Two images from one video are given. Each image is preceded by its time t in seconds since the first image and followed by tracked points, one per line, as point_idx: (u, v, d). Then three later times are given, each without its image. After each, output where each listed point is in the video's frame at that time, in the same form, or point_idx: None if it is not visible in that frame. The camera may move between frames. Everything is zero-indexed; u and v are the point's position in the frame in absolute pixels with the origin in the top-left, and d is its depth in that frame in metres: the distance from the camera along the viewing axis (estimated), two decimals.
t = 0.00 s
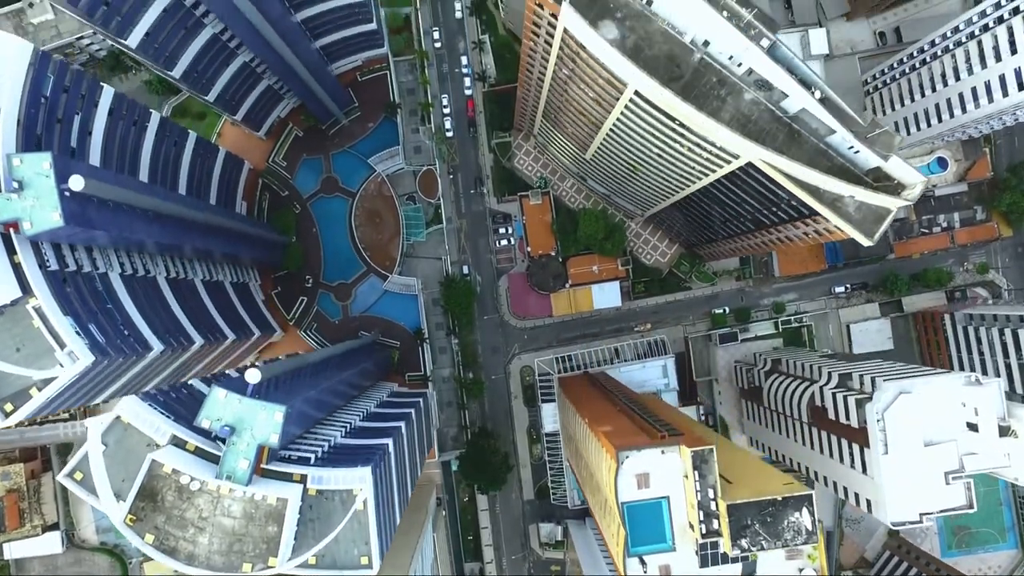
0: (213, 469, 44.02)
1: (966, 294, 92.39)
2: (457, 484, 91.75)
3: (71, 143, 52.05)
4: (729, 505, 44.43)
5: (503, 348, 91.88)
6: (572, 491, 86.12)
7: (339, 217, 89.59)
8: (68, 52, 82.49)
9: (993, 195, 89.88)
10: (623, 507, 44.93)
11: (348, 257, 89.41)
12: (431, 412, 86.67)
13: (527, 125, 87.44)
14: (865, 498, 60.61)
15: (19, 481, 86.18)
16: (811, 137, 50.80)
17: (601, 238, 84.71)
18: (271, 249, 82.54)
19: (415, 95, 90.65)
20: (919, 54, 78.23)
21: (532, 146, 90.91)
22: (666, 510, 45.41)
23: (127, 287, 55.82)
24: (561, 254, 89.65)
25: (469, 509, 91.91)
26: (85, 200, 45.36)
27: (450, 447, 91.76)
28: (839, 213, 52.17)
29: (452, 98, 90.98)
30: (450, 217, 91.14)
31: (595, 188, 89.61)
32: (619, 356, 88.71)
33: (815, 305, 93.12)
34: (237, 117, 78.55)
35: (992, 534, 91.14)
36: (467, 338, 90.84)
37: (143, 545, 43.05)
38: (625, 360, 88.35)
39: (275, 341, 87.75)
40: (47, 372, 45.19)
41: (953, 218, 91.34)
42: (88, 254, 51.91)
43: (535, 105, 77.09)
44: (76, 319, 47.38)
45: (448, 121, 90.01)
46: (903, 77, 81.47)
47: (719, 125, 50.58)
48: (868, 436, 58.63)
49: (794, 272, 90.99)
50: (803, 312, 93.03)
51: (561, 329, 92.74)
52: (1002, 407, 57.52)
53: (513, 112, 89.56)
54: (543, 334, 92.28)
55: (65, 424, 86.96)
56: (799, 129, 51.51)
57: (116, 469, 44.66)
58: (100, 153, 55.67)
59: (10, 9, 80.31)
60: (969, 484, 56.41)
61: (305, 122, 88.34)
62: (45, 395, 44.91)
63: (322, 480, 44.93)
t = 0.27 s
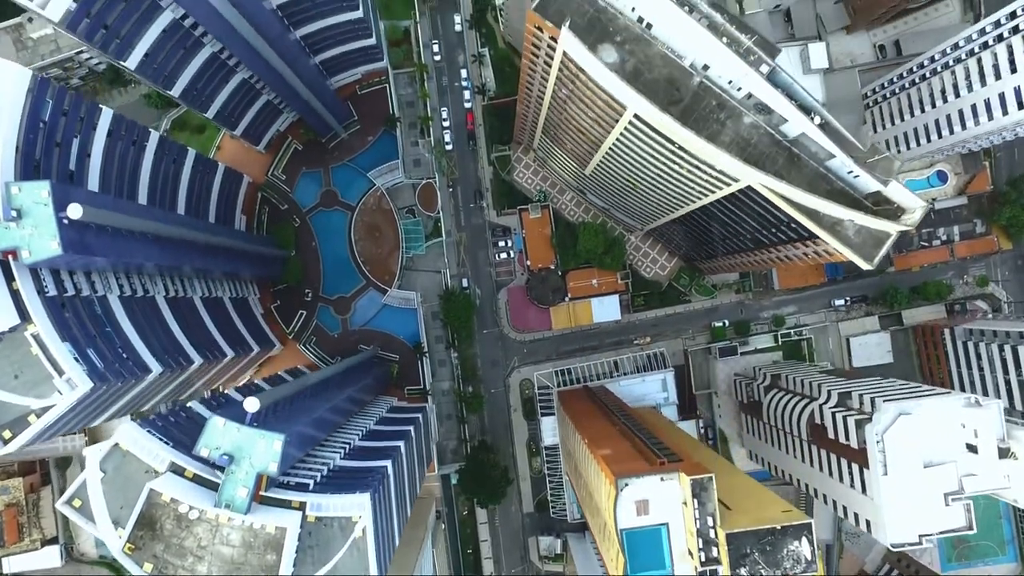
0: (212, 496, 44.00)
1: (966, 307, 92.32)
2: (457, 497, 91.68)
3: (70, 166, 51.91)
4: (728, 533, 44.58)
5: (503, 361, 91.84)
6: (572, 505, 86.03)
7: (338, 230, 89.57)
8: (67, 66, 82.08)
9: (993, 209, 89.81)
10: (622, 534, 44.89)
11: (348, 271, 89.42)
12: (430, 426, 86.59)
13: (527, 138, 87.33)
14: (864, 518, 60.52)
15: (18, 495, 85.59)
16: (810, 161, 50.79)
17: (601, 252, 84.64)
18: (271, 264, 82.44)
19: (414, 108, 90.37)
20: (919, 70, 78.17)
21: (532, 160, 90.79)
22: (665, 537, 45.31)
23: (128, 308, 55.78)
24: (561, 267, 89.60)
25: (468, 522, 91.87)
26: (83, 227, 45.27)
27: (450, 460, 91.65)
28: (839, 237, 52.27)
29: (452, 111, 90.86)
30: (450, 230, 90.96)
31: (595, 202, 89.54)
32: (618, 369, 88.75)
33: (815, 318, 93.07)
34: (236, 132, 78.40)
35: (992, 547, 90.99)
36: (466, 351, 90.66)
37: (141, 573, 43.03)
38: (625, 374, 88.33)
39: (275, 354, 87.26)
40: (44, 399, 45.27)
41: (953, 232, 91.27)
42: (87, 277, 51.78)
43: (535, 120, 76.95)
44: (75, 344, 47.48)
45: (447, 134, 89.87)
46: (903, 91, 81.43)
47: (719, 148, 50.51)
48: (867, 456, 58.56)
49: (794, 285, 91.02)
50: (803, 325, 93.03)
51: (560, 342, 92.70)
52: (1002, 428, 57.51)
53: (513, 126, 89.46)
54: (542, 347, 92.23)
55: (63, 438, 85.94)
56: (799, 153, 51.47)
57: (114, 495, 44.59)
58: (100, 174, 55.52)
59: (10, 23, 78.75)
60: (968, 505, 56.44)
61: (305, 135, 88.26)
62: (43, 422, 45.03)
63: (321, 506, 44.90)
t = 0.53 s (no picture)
0: (211, 521, 43.97)
1: (965, 319, 92.26)
2: (457, 508, 91.54)
3: (68, 187, 51.85)
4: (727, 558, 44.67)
5: (502, 372, 91.79)
6: (572, 517, 85.92)
7: (338, 242, 89.65)
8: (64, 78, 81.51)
9: (993, 220, 89.71)
10: (621, 558, 44.88)
11: (347, 283, 89.56)
12: (430, 438, 86.51)
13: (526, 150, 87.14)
14: (864, 536, 60.43)
15: (17, 507, 84.83)
16: (810, 182, 50.68)
17: (600, 265, 84.56)
18: (270, 276, 82.39)
19: (413, 119, 89.93)
20: (918, 83, 78.18)
21: (531, 171, 90.52)
22: (665, 561, 45.26)
23: (126, 326, 55.66)
24: (560, 279, 89.28)
25: (468, 533, 91.86)
26: (82, 251, 45.20)
27: (449, 472, 91.52)
28: (838, 257, 52.55)
29: (451, 122, 90.73)
30: (449, 241, 90.73)
31: (595, 214, 89.39)
32: (618, 381, 88.73)
33: (815, 329, 93.00)
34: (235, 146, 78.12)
35: (992, 559, 90.88)
36: (465, 362, 90.48)
37: None
38: (625, 385, 88.27)
39: (275, 366, 87.88)
40: (43, 424, 45.56)
41: (953, 243, 91.12)
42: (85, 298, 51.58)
43: (535, 134, 76.74)
44: (74, 367, 47.63)
45: (447, 145, 89.69)
46: (903, 103, 81.27)
47: (718, 169, 50.36)
48: (867, 474, 58.52)
49: (794, 298, 90.85)
50: (802, 336, 92.95)
51: (560, 354, 92.67)
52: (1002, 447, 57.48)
53: (512, 138, 89.27)
54: (542, 358, 92.20)
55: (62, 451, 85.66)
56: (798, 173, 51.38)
57: (114, 518, 44.94)
58: (98, 193, 55.48)
59: (9, 36, 77.75)
60: (968, 524, 56.38)
61: (304, 147, 88.17)
62: (42, 447, 45.26)
63: (321, 530, 44.92)
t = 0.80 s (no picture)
0: (209, 550, 43.94)
1: (965, 332, 92.20)
2: (456, 522, 91.52)
3: (66, 212, 51.91)
4: None
5: (501, 385, 91.76)
6: (571, 531, 85.93)
7: (337, 257, 89.62)
8: (63, 93, 81.09)
9: (993, 234, 89.64)
10: None
11: (346, 297, 89.54)
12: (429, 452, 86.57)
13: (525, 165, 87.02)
14: (864, 557, 60.18)
15: (16, 522, 83.16)
16: (809, 207, 50.64)
17: (600, 280, 84.52)
18: (269, 292, 82.32)
19: (412, 132, 89.99)
20: (916, 99, 78.20)
21: (531, 185, 89.56)
22: None
23: (125, 348, 55.49)
24: (559, 293, 89.51)
25: (467, 547, 91.84)
26: (80, 278, 45.06)
27: (449, 485, 91.47)
28: (838, 282, 52.35)
29: (450, 135, 90.62)
30: (449, 255, 90.58)
31: (595, 228, 89.24)
32: (618, 395, 88.50)
33: (814, 342, 92.87)
34: (234, 162, 77.88)
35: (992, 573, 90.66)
36: (465, 376, 90.35)
37: None
38: (624, 399, 88.15)
39: (275, 380, 88.06)
40: (41, 452, 45.85)
41: (952, 256, 91.03)
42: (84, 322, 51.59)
43: (534, 151, 76.60)
44: (72, 395, 47.83)
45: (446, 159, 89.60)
46: (902, 118, 81.10)
47: (717, 194, 50.28)
48: (866, 496, 58.48)
49: (794, 311, 90.67)
50: (802, 349, 92.83)
51: (559, 368, 92.64)
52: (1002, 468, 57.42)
53: (511, 152, 89.14)
54: (541, 372, 92.11)
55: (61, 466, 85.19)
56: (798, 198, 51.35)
57: (111, 547, 44.96)
58: (97, 216, 55.47)
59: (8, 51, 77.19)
60: (968, 545, 56.10)
61: (303, 162, 88.11)
62: (40, 476, 45.52)
63: (320, 558, 44.90)
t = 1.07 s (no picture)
0: None
1: (965, 343, 92.08)
2: (456, 533, 91.48)
3: (64, 233, 51.83)
4: None
5: (501, 397, 91.70)
6: (571, 544, 85.83)
7: (337, 269, 89.60)
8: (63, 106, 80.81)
9: (993, 246, 89.53)
10: None
11: (345, 309, 89.54)
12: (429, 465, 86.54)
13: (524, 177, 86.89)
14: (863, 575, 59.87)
15: (15, 535, 82.62)
16: (809, 228, 50.56)
17: (599, 293, 84.49)
18: (267, 306, 82.27)
19: (412, 144, 89.96)
20: (916, 112, 78.07)
21: (530, 198, 90.05)
22: None
23: (125, 368, 55.26)
24: (558, 305, 89.53)
25: (467, 558, 91.78)
26: (78, 303, 44.93)
27: (449, 496, 91.42)
28: (837, 303, 52.67)
29: (450, 147, 90.47)
30: (448, 267, 90.48)
31: (594, 241, 89.14)
32: (618, 407, 88.11)
33: (814, 354, 92.72)
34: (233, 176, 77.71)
35: None
36: (465, 388, 90.25)
37: None
38: (624, 411, 87.69)
39: (275, 393, 88.08)
40: (39, 478, 46.11)
41: (952, 267, 90.91)
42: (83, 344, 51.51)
43: (533, 165, 76.46)
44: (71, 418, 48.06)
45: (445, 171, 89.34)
46: (903, 130, 80.90)
47: (717, 216, 50.16)
48: (866, 514, 58.37)
49: (794, 323, 90.44)
50: (802, 360, 92.68)
51: (559, 380, 92.61)
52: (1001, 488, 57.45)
53: (510, 164, 89.12)
54: (541, 384, 92.04)
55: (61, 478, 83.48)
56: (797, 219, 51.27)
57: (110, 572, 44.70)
58: (96, 235, 55.36)
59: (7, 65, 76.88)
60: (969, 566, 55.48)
61: (302, 174, 88.10)
62: (39, 500, 45.86)
63: None
